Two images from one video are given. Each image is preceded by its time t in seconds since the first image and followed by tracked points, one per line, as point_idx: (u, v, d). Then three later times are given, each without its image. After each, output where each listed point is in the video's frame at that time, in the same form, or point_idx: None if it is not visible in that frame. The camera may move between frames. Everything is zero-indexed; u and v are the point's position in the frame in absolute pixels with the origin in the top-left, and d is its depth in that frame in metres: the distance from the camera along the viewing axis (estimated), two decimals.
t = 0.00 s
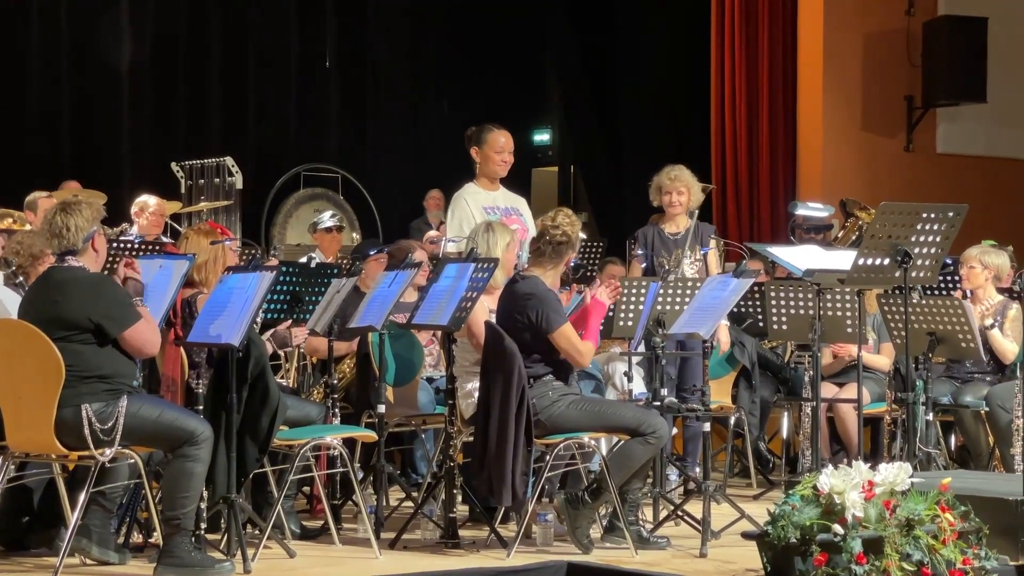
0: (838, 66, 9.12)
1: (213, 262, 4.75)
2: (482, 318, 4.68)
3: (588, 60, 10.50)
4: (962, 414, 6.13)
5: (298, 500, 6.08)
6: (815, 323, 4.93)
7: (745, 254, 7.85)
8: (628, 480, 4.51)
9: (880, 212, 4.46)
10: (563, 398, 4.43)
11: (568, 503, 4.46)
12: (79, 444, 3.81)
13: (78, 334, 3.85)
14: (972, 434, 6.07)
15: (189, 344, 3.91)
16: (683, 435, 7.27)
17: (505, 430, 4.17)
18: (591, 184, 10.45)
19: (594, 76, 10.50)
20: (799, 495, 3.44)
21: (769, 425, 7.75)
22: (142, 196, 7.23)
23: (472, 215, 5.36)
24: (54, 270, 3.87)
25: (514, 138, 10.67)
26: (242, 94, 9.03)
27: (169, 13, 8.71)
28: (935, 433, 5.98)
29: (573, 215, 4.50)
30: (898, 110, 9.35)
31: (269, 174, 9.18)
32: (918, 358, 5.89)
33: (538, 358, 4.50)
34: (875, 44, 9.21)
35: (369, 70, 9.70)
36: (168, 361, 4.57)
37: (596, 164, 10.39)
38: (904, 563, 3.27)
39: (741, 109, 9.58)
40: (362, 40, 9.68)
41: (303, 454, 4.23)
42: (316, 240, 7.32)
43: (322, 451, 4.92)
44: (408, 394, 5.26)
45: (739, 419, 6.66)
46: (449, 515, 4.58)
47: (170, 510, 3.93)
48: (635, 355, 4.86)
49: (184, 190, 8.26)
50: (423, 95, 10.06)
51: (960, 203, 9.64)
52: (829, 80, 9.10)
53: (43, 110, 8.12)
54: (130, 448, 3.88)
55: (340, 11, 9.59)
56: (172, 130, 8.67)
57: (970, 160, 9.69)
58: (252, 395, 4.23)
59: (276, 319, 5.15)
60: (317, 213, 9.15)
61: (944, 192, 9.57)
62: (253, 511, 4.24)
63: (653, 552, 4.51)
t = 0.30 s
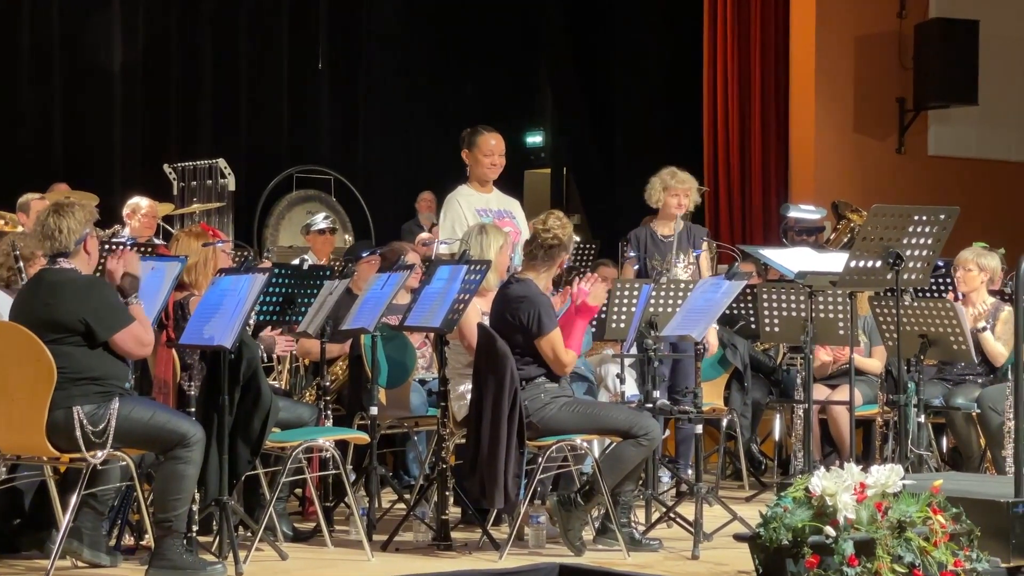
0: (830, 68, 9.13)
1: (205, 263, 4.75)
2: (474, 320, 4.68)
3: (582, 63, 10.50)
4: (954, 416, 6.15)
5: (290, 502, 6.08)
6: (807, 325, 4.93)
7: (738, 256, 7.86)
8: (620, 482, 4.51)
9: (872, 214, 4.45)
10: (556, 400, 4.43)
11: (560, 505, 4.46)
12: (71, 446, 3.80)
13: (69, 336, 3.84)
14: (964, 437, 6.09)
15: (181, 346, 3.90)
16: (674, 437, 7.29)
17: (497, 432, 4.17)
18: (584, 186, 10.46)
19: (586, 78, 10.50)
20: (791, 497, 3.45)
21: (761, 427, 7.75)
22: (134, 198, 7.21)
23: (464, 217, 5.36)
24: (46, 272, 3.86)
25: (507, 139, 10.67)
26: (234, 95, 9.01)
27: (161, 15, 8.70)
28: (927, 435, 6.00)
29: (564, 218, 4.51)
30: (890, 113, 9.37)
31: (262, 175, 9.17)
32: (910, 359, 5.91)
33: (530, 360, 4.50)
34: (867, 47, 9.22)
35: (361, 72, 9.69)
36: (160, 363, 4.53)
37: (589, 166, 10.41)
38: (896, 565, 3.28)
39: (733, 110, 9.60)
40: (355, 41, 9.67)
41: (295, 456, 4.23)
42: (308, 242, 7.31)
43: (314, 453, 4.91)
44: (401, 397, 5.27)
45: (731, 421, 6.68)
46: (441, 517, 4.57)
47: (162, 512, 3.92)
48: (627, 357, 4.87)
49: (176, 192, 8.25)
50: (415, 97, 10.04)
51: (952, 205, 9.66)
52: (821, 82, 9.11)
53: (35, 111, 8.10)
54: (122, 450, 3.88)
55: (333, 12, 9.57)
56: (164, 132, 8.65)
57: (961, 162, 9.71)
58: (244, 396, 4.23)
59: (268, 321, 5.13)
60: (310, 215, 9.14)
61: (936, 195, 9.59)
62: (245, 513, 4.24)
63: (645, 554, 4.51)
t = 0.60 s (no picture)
0: (823, 70, 9.14)
1: (197, 264, 4.75)
2: (467, 321, 4.67)
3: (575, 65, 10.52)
4: (946, 418, 6.17)
5: (283, 504, 6.07)
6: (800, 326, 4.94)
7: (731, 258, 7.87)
8: (612, 484, 4.52)
9: (865, 216, 4.46)
10: (548, 403, 4.44)
11: (553, 507, 4.46)
12: (63, 448, 3.80)
13: (62, 338, 3.84)
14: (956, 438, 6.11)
15: (173, 347, 3.91)
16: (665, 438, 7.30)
17: (489, 434, 4.17)
18: (577, 188, 10.47)
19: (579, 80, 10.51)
20: (783, 499, 3.46)
21: (753, 428, 7.77)
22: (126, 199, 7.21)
23: (457, 219, 5.36)
24: (39, 274, 3.86)
25: (499, 141, 10.68)
26: (228, 97, 9.01)
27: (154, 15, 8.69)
28: (918, 437, 6.02)
29: (531, 217, 4.49)
30: (883, 115, 9.39)
31: (255, 177, 9.16)
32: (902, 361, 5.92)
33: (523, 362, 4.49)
34: (860, 49, 9.24)
35: (354, 73, 9.68)
36: (153, 363, 4.54)
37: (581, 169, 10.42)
38: (888, 567, 3.28)
39: (726, 112, 9.61)
40: (348, 42, 9.67)
41: (287, 458, 4.22)
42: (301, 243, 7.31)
43: (307, 455, 4.92)
44: (393, 400, 5.27)
45: (723, 423, 6.70)
46: (433, 518, 4.58)
47: (154, 513, 3.92)
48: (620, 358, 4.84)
49: (169, 193, 8.24)
50: (408, 98, 10.04)
51: (944, 207, 9.68)
52: (813, 84, 9.12)
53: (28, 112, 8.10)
54: (114, 452, 3.87)
55: (326, 14, 9.57)
56: (157, 133, 8.65)
57: (953, 164, 9.74)
58: (237, 399, 4.22)
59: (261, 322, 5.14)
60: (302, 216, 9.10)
61: (928, 197, 9.61)
62: (237, 515, 4.23)
63: (638, 556, 4.52)
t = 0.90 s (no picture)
0: (816, 71, 9.15)
1: (189, 264, 4.74)
2: (459, 322, 4.67)
3: (569, 66, 10.52)
4: (939, 419, 6.19)
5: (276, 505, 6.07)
6: (793, 327, 4.94)
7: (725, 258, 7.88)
8: (605, 485, 4.52)
9: (857, 217, 4.47)
10: (541, 403, 4.44)
11: (547, 507, 4.45)
12: (55, 449, 3.80)
13: (53, 339, 3.83)
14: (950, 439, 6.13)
15: (165, 348, 3.90)
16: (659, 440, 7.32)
17: (482, 435, 4.18)
18: (571, 188, 10.48)
19: (573, 81, 10.52)
20: (776, 499, 3.46)
21: (747, 429, 7.78)
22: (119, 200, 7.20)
23: (450, 219, 5.36)
24: (31, 274, 3.85)
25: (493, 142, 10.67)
26: (220, 97, 9.00)
27: (147, 16, 8.69)
28: (911, 438, 6.03)
29: (509, 217, 4.49)
30: (876, 116, 9.40)
31: (248, 177, 9.15)
32: (894, 362, 5.93)
33: (516, 363, 4.49)
34: (853, 50, 9.26)
35: (347, 74, 9.68)
36: (146, 364, 4.51)
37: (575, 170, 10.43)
38: (880, 567, 3.29)
39: (719, 113, 9.63)
40: (342, 43, 9.67)
41: (280, 459, 4.22)
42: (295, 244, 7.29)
43: (300, 455, 4.92)
44: (386, 400, 5.23)
45: (717, 424, 6.74)
46: (427, 519, 4.58)
47: (147, 514, 3.91)
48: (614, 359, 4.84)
49: (161, 194, 8.23)
50: (402, 100, 10.04)
51: (937, 208, 9.70)
52: (806, 85, 9.13)
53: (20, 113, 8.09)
54: (107, 453, 3.87)
55: (320, 14, 9.57)
56: (150, 134, 8.64)
57: (946, 165, 9.75)
58: (230, 400, 4.21)
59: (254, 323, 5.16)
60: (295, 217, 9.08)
61: (920, 198, 9.63)
62: (230, 516, 4.22)
63: (631, 557, 4.52)
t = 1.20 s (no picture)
0: (810, 72, 9.16)
1: (179, 264, 4.74)
2: (453, 323, 4.67)
3: (562, 66, 10.52)
4: (932, 420, 6.20)
5: (269, 505, 6.07)
6: (786, 328, 4.95)
7: (718, 258, 7.90)
8: (599, 485, 4.52)
9: (851, 218, 4.47)
10: (535, 403, 4.44)
11: (540, 507, 4.45)
12: (47, 448, 3.79)
13: (46, 340, 3.83)
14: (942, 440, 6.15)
15: (159, 348, 3.90)
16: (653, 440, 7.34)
17: (476, 436, 4.17)
18: (564, 189, 10.48)
19: (566, 81, 10.51)
20: (769, 500, 3.46)
21: (741, 429, 7.80)
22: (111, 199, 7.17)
23: (439, 220, 5.36)
24: (22, 274, 3.84)
25: (486, 142, 10.67)
26: (214, 97, 8.98)
27: (140, 16, 8.67)
28: (904, 438, 6.04)
29: (496, 219, 4.47)
30: (870, 117, 9.42)
31: (241, 177, 9.13)
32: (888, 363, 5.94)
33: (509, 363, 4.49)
34: (846, 51, 9.26)
35: (340, 73, 9.66)
36: (139, 364, 4.53)
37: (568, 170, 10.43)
38: (873, 568, 3.29)
39: (712, 113, 9.64)
40: (335, 43, 9.65)
41: (273, 458, 4.22)
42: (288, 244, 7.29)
43: (293, 455, 4.91)
44: (380, 399, 5.23)
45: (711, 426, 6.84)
46: (420, 519, 4.58)
47: (140, 514, 3.90)
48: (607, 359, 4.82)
49: (154, 194, 8.21)
50: (396, 100, 10.03)
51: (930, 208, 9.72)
52: (800, 86, 9.14)
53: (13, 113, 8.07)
54: (100, 453, 3.86)
55: (313, 14, 9.55)
56: (143, 134, 8.63)
57: (939, 166, 9.77)
58: (223, 399, 4.21)
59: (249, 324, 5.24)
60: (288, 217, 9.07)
61: (913, 198, 9.64)
62: (223, 516, 4.22)
63: (624, 557, 4.52)
